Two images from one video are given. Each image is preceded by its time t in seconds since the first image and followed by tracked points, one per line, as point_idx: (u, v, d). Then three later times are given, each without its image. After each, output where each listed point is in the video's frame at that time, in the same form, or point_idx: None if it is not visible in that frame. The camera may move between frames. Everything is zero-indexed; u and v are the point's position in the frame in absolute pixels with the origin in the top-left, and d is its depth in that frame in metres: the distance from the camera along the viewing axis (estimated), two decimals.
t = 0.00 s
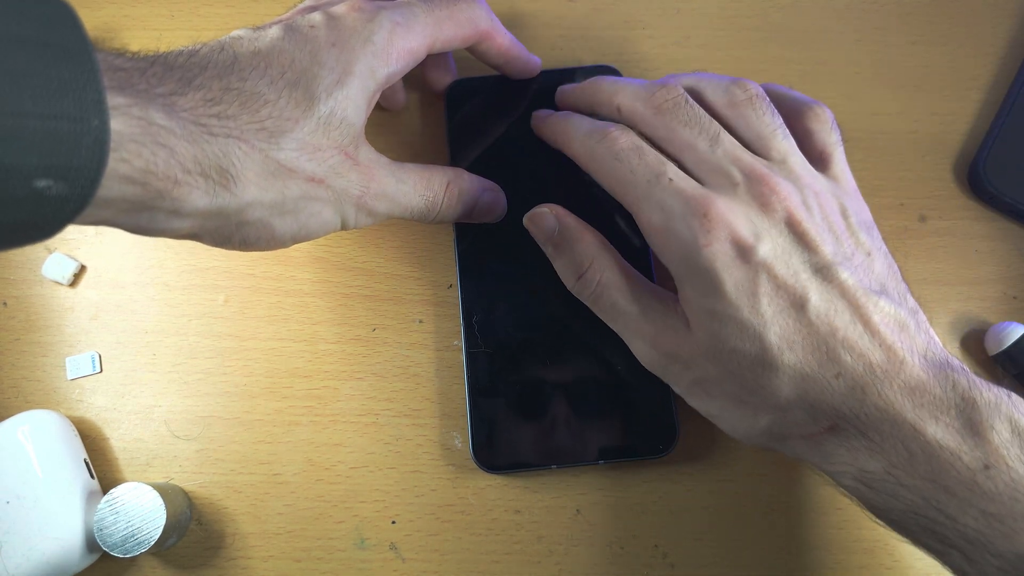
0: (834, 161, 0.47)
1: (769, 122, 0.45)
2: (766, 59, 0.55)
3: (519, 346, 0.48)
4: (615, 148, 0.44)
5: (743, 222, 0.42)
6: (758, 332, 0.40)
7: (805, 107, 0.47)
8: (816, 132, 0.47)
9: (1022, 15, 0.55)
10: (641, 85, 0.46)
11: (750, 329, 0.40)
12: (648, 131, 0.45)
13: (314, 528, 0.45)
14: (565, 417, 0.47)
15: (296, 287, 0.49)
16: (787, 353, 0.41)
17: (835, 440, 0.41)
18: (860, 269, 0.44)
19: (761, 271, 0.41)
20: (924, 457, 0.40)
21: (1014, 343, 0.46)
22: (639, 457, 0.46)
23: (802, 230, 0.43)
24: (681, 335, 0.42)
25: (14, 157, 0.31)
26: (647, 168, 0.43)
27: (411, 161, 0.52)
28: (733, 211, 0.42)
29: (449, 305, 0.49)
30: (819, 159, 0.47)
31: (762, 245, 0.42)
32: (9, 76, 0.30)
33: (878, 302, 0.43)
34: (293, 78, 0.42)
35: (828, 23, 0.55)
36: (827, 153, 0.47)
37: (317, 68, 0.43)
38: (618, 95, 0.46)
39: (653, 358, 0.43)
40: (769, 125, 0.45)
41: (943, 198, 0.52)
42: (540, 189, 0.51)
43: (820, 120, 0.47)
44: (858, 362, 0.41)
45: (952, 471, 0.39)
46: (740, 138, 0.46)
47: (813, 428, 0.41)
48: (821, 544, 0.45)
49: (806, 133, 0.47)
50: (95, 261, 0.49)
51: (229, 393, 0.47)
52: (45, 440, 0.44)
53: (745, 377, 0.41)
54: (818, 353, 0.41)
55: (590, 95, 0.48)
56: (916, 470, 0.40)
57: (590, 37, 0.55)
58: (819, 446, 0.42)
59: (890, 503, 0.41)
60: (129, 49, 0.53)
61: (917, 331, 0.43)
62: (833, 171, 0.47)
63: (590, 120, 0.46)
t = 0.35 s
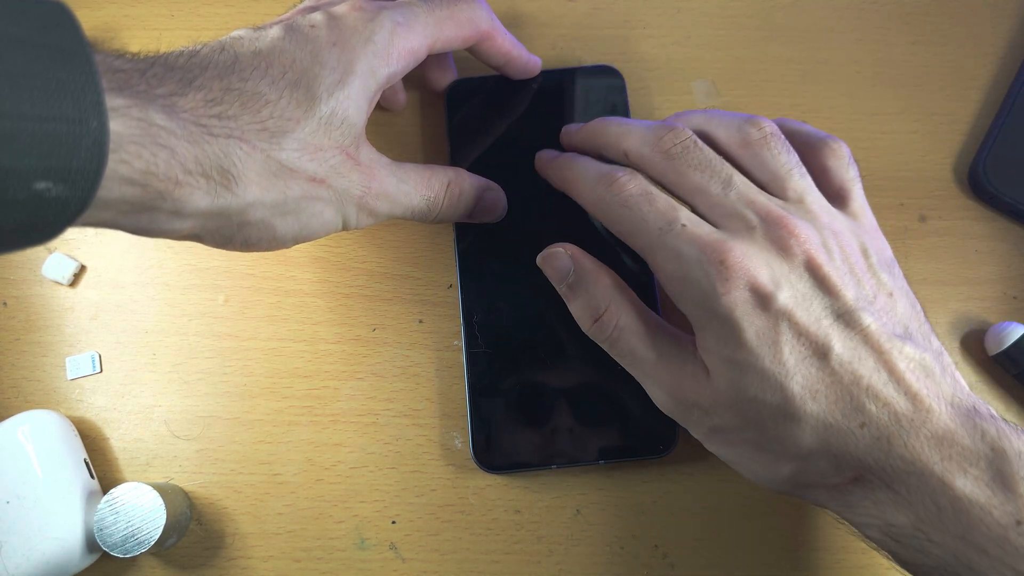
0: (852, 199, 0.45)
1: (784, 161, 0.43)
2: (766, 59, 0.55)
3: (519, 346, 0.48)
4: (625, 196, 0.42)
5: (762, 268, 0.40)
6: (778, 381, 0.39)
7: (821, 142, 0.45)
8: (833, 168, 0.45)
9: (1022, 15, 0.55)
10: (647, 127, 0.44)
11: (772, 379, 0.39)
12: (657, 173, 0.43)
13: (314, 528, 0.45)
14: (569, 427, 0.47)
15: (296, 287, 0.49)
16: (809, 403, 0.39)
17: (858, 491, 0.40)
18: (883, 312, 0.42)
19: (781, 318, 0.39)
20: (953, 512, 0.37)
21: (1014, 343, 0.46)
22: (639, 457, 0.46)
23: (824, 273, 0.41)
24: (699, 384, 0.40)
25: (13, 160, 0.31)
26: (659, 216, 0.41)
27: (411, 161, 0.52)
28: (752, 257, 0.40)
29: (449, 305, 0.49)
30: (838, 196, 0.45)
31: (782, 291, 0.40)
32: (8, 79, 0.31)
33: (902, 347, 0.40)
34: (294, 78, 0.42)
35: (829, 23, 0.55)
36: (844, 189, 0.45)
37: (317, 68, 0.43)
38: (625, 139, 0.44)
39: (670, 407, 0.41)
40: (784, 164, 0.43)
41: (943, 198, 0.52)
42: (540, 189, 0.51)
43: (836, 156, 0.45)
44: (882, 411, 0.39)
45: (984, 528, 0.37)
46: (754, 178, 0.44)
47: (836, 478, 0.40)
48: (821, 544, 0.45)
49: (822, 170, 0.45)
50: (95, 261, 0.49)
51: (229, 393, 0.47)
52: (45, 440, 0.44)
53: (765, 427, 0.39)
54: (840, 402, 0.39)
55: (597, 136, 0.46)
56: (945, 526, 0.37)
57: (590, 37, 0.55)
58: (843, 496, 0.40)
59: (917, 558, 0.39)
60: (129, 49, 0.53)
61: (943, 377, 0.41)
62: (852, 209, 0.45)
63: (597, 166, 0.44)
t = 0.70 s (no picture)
0: (887, 232, 0.43)
1: (818, 192, 0.41)
2: (766, 59, 0.55)
3: (520, 346, 0.48)
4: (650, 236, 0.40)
5: (804, 312, 0.37)
6: (823, 436, 0.36)
7: (851, 173, 0.44)
8: (865, 199, 0.43)
9: (1022, 16, 0.55)
10: (667, 165, 0.43)
11: (817, 433, 0.36)
12: (681, 214, 0.42)
13: (314, 527, 0.45)
14: (566, 427, 0.47)
15: (296, 287, 0.49)
16: (856, 459, 0.36)
17: (907, 548, 0.37)
18: (928, 356, 0.39)
19: (826, 368, 0.36)
20: None
21: (1014, 343, 0.46)
22: (639, 457, 0.46)
23: (869, 315, 0.38)
24: (734, 434, 0.38)
25: (12, 161, 0.31)
26: (688, 257, 0.39)
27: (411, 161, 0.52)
28: (795, 299, 0.37)
29: (449, 305, 0.49)
30: (870, 230, 0.43)
31: (825, 337, 0.37)
32: (6, 80, 0.31)
33: (950, 394, 0.38)
34: (295, 78, 0.42)
35: (828, 23, 0.55)
36: (878, 223, 0.43)
37: (318, 68, 0.43)
38: (643, 179, 0.43)
39: (702, 455, 0.40)
40: (818, 197, 0.41)
41: (942, 198, 0.52)
42: (540, 190, 0.51)
43: (868, 186, 0.43)
44: (933, 465, 0.36)
45: None
46: (788, 211, 0.42)
47: (882, 534, 0.38)
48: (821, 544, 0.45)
49: (853, 201, 0.43)
50: (96, 261, 0.49)
51: (229, 393, 0.47)
52: (45, 440, 0.44)
53: (806, 482, 0.37)
54: (892, 457, 0.36)
55: (614, 180, 0.45)
56: None
57: (590, 37, 0.55)
58: (890, 552, 0.38)
59: None
60: (129, 49, 0.53)
61: (993, 425, 0.38)
62: (888, 243, 0.43)
63: (619, 207, 0.43)
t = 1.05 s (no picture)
0: (921, 278, 0.41)
1: (850, 243, 0.39)
2: (766, 59, 0.54)
3: (520, 346, 0.48)
4: (671, 305, 0.39)
5: (843, 374, 0.35)
6: (867, 503, 0.35)
7: (881, 218, 0.42)
8: (897, 245, 0.42)
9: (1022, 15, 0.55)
10: (684, 227, 0.41)
11: (859, 500, 0.35)
12: (702, 278, 0.40)
13: (313, 528, 0.45)
14: (556, 426, 0.46)
15: (296, 288, 0.48)
16: (899, 525, 0.35)
17: None
18: (971, 415, 0.38)
19: (868, 433, 0.35)
20: None
21: (1015, 343, 0.46)
22: (640, 458, 0.46)
23: (909, 372, 0.37)
24: (766, 498, 0.37)
25: (10, 164, 0.31)
26: (716, 324, 0.37)
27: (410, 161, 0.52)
28: (833, 361, 0.35)
29: (449, 305, 0.49)
30: (905, 277, 0.41)
31: (868, 399, 0.36)
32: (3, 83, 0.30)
33: (991, 453, 0.37)
34: (293, 78, 0.42)
35: (829, 23, 0.55)
36: (912, 270, 0.41)
37: (317, 69, 0.42)
38: (660, 244, 0.42)
39: (732, 519, 0.38)
40: (850, 247, 0.39)
41: (943, 198, 0.51)
42: (540, 190, 0.51)
43: (899, 232, 0.42)
44: (977, 531, 0.35)
45: None
46: (818, 261, 0.40)
47: None
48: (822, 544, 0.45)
49: (884, 247, 0.42)
50: (95, 261, 0.49)
51: (228, 393, 0.47)
52: (45, 440, 0.44)
53: (844, 546, 0.36)
54: (935, 523, 0.35)
55: (628, 240, 0.44)
56: None
57: (590, 36, 0.55)
58: None
59: None
60: (128, 49, 0.53)
61: None
62: (923, 289, 0.41)
63: (634, 275, 0.42)
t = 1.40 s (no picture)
0: (930, 304, 0.41)
1: (856, 276, 0.38)
2: (766, 59, 0.54)
3: (520, 346, 0.48)
4: (677, 362, 0.37)
5: (865, 416, 0.34)
6: (893, 548, 0.33)
7: (883, 246, 0.42)
8: (902, 273, 0.41)
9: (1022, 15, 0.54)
10: (680, 280, 0.40)
11: (885, 545, 0.33)
12: (706, 331, 0.39)
13: (313, 528, 0.45)
14: (553, 426, 0.46)
15: (296, 288, 0.48)
16: (928, 567, 0.34)
17: None
18: (994, 443, 0.37)
19: (894, 478, 0.34)
20: None
21: (1015, 343, 0.46)
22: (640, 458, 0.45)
23: (932, 408, 0.35)
24: (784, 540, 0.36)
25: (9, 166, 0.31)
26: (723, 376, 0.35)
27: (411, 160, 0.52)
28: (854, 402, 0.34)
29: (449, 305, 0.49)
30: (912, 304, 0.41)
31: (890, 441, 0.34)
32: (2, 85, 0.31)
33: (1015, 483, 0.36)
34: (293, 78, 0.42)
35: (829, 23, 0.55)
36: (919, 296, 0.41)
37: (316, 69, 0.42)
38: (659, 300, 0.41)
39: (754, 563, 0.37)
40: (857, 281, 0.38)
41: (944, 198, 0.51)
42: (540, 190, 0.51)
43: (904, 259, 0.41)
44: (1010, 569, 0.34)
45: None
46: (825, 297, 0.39)
47: None
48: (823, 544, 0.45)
49: (890, 275, 0.41)
50: (95, 262, 0.49)
51: (228, 393, 0.47)
52: (45, 440, 0.44)
53: None
54: (964, 561, 0.34)
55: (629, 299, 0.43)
56: None
57: (590, 36, 0.55)
58: None
59: None
60: (128, 49, 0.53)
61: None
62: (933, 314, 0.40)
63: (636, 331, 0.40)
